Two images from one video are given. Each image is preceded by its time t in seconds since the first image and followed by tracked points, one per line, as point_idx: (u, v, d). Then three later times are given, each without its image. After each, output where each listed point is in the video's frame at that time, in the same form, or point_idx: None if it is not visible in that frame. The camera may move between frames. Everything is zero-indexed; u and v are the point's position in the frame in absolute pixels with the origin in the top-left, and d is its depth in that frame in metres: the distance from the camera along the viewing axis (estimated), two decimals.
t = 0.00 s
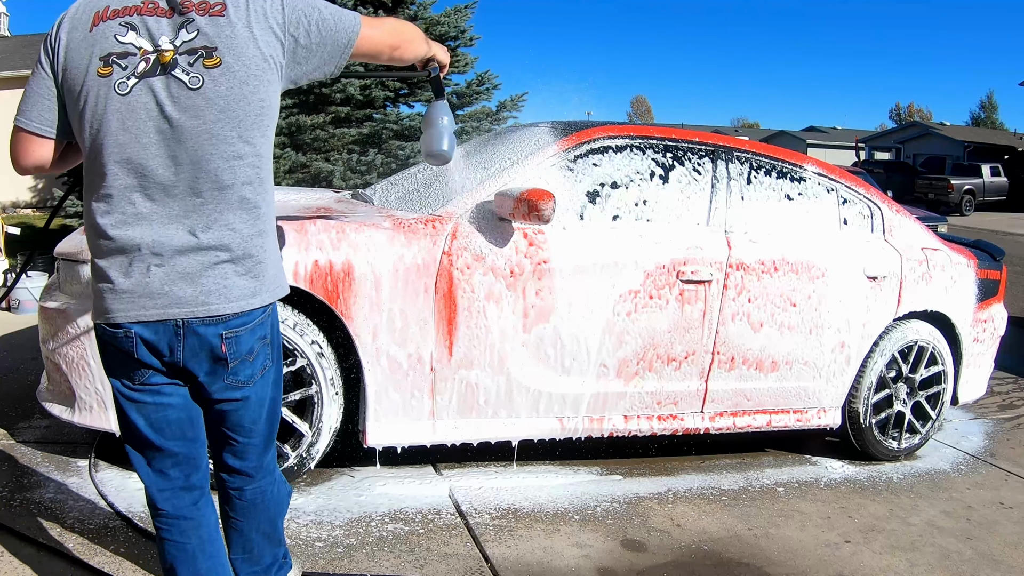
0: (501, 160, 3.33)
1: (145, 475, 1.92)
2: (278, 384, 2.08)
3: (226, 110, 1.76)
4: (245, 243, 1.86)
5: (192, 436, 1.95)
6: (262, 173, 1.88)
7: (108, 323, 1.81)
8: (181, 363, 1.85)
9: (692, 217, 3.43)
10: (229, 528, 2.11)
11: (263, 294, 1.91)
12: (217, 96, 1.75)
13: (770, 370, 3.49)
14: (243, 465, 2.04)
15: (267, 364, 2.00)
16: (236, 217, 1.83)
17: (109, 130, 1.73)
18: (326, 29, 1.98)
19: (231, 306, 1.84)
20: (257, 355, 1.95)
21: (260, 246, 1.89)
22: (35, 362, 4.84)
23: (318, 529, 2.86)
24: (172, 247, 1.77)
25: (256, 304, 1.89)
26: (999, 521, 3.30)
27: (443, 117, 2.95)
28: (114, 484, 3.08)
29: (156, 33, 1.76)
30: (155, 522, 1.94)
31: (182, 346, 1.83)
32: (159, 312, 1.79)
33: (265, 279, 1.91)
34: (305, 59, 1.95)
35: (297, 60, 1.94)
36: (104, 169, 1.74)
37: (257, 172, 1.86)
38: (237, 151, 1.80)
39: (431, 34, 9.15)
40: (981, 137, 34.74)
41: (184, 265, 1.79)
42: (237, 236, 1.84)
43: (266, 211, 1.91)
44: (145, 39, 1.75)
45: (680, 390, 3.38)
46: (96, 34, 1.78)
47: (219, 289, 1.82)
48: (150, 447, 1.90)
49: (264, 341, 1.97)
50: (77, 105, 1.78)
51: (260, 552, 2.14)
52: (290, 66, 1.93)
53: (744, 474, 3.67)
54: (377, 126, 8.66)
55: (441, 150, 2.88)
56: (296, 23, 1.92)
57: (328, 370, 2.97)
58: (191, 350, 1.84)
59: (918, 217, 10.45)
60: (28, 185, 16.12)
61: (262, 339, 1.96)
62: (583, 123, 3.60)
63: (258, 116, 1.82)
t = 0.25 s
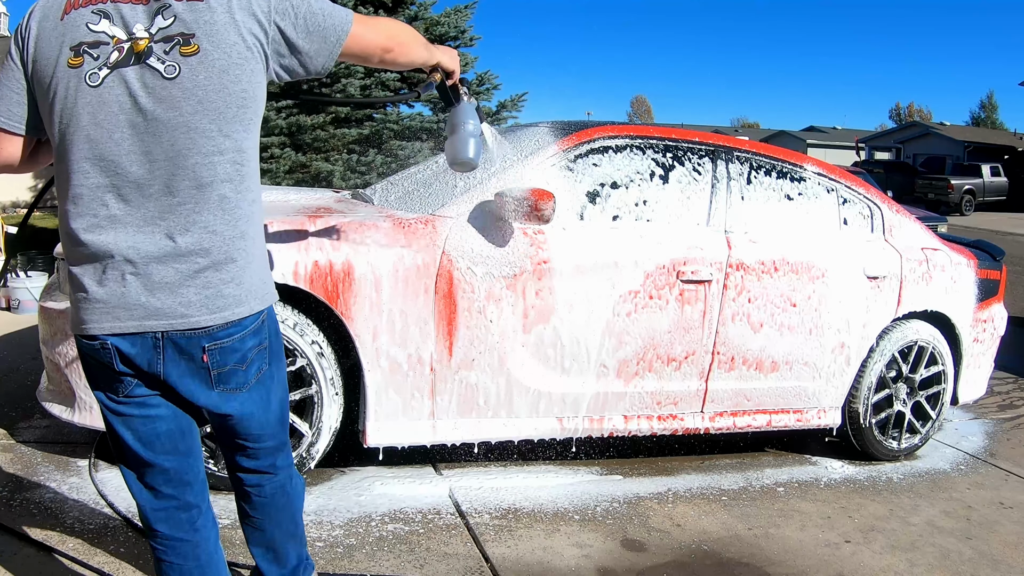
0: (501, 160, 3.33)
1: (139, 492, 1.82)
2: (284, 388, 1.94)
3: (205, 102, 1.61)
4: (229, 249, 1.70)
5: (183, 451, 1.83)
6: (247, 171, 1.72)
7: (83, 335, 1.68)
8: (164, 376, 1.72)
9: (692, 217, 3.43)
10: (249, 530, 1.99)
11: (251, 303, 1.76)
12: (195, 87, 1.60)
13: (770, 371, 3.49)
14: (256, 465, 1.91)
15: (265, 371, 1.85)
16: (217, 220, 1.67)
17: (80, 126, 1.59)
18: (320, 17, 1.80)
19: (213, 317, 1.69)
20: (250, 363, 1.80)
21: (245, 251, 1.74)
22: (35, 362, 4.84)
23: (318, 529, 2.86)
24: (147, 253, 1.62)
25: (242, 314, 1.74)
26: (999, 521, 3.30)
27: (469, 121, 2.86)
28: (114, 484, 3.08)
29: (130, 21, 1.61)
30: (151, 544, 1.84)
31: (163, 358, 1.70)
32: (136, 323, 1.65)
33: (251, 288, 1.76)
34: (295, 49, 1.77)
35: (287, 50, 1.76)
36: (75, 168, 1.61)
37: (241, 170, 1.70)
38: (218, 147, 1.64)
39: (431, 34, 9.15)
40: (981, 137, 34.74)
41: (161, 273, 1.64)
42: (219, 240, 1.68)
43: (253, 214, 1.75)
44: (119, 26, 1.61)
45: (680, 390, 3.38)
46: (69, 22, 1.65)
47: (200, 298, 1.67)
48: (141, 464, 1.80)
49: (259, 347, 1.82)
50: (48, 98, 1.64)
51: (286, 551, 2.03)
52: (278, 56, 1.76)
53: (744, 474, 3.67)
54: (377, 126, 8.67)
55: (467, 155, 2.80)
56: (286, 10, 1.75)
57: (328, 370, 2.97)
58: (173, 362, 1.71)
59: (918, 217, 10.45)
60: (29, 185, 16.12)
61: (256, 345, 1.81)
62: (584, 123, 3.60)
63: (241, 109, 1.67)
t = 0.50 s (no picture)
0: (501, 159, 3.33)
1: (139, 501, 1.74)
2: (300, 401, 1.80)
3: (206, 98, 1.51)
4: (230, 255, 1.59)
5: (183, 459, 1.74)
6: (250, 172, 1.61)
7: (80, 341, 1.59)
8: (165, 385, 1.62)
9: (692, 218, 3.43)
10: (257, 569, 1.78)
11: (254, 310, 1.64)
12: (194, 83, 1.50)
13: (770, 371, 3.49)
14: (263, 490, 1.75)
15: (277, 382, 1.72)
16: (218, 224, 1.56)
17: (74, 123, 1.50)
18: (326, 21, 1.70)
19: (211, 324, 1.58)
20: (259, 371, 1.67)
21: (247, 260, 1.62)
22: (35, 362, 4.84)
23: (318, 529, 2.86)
24: (143, 258, 1.52)
25: (242, 320, 1.61)
26: (999, 521, 3.30)
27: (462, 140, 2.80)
28: (114, 484, 3.08)
29: (128, 12, 1.52)
30: (152, 552, 1.76)
31: (162, 365, 1.60)
32: (132, 330, 1.55)
33: (253, 294, 1.64)
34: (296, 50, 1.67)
35: (289, 52, 1.66)
36: (70, 167, 1.52)
37: (243, 171, 1.59)
38: (219, 146, 1.54)
39: (431, 34, 9.14)
40: (981, 137, 34.73)
41: (158, 280, 1.53)
42: (219, 247, 1.57)
43: (257, 219, 1.64)
44: (116, 17, 1.51)
45: (680, 390, 3.38)
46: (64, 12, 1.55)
47: (199, 306, 1.56)
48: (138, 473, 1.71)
49: (270, 356, 1.69)
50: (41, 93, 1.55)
51: None
52: (280, 56, 1.66)
53: (744, 474, 3.67)
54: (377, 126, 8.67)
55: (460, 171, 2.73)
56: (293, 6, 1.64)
57: (328, 370, 2.97)
58: (174, 370, 1.60)
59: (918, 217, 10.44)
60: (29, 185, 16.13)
61: (265, 354, 1.68)
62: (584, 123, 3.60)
63: (243, 106, 1.57)
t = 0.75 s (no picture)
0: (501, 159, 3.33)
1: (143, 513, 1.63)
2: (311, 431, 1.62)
3: (239, 96, 1.39)
4: (252, 269, 1.45)
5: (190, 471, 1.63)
6: (276, 179, 1.48)
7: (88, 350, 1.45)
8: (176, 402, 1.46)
9: (692, 218, 3.43)
10: None
11: (276, 322, 1.50)
12: (226, 79, 1.38)
13: (770, 371, 3.49)
14: (262, 527, 1.56)
15: (287, 405, 1.54)
16: (241, 236, 1.43)
17: (93, 115, 1.37)
18: (365, 40, 1.61)
19: (227, 333, 1.42)
20: (269, 388, 1.50)
21: (270, 280, 1.49)
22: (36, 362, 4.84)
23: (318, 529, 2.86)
24: (159, 265, 1.38)
25: (262, 328, 1.47)
26: (999, 521, 3.30)
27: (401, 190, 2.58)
28: (114, 484, 3.08)
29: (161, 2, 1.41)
30: (154, 561, 1.66)
31: (172, 379, 1.44)
32: (143, 341, 1.40)
33: (275, 318, 1.50)
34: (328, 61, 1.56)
35: (321, 67, 1.56)
36: (85, 162, 1.39)
37: (270, 178, 1.46)
38: (247, 148, 1.41)
39: (431, 34, 9.15)
40: (981, 137, 34.72)
41: (174, 293, 1.39)
42: (242, 261, 1.43)
43: (282, 235, 1.51)
44: (147, 5, 1.41)
45: (680, 390, 3.38)
46: None
47: (216, 320, 1.41)
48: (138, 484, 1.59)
49: (283, 374, 1.53)
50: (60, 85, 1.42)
51: None
52: (311, 67, 1.55)
53: (744, 474, 3.67)
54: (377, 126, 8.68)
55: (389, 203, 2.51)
56: (333, 18, 1.56)
57: (328, 370, 2.98)
58: (185, 384, 1.45)
59: (918, 217, 10.44)
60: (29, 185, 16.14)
61: (278, 371, 1.52)
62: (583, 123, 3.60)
63: (276, 109, 1.45)
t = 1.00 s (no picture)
0: (501, 159, 3.33)
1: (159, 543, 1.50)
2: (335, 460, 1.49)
3: (297, 90, 1.26)
4: (307, 279, 1.33)
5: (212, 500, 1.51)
6: (331, 182, 1.36)
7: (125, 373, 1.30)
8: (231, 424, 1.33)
9: (692, 218, 3.43)
10: None
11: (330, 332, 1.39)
12: (284, 71, 1.25)
13: (770, 371, 3.49)
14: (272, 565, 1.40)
15: (321, 426, 1.42)
16: (295, 245, 1.30)
17: (132, 107, 1.23)
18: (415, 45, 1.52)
19: (287, 343, 1.31)
20: (308, 406, 1.38)
21: (323, 292, 1.38)
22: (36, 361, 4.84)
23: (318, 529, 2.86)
24: (208, 273, 1.24)
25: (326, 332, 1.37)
26: (999, 521, 3.30)
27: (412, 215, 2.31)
28: (114, 484, 3.08)
29: None
30: None
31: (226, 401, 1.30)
32: (194, 356, 1.26)
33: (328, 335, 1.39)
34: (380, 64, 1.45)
35: (370, 72, 1.45)
36: (121, 158, 1.24)
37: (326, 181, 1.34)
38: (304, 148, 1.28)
39: (431, 34, 9.15)
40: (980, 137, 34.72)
41: (225, 306, 1.26)
42: (295, 272, 1.31)
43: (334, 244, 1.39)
44: None
45: (680, 390, 3.38)
46: None
47: (272, 332, 1.29)
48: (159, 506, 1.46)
49: (323, 391, 1.41)
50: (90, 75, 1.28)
51: None
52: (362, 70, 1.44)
53: (744, 474, 3.67)
54: (377, 126, 8.68)
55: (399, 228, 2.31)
56: (387, 18, 1.46)
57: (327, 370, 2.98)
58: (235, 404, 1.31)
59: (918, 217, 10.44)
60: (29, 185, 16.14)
61: (319, 388, 1.40)
62: (583, 123, 3.60)
63: (333, 106, 1.32)
